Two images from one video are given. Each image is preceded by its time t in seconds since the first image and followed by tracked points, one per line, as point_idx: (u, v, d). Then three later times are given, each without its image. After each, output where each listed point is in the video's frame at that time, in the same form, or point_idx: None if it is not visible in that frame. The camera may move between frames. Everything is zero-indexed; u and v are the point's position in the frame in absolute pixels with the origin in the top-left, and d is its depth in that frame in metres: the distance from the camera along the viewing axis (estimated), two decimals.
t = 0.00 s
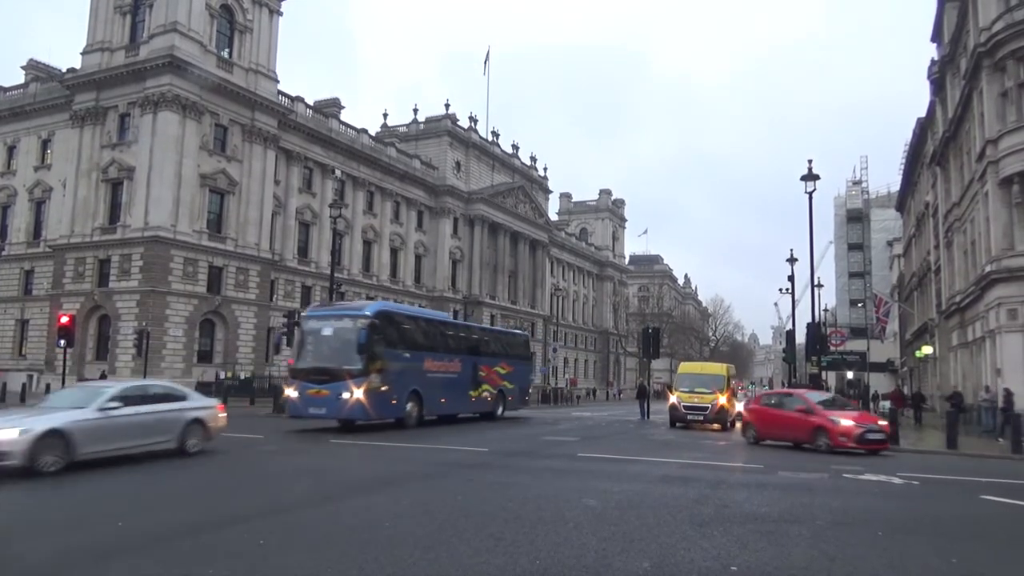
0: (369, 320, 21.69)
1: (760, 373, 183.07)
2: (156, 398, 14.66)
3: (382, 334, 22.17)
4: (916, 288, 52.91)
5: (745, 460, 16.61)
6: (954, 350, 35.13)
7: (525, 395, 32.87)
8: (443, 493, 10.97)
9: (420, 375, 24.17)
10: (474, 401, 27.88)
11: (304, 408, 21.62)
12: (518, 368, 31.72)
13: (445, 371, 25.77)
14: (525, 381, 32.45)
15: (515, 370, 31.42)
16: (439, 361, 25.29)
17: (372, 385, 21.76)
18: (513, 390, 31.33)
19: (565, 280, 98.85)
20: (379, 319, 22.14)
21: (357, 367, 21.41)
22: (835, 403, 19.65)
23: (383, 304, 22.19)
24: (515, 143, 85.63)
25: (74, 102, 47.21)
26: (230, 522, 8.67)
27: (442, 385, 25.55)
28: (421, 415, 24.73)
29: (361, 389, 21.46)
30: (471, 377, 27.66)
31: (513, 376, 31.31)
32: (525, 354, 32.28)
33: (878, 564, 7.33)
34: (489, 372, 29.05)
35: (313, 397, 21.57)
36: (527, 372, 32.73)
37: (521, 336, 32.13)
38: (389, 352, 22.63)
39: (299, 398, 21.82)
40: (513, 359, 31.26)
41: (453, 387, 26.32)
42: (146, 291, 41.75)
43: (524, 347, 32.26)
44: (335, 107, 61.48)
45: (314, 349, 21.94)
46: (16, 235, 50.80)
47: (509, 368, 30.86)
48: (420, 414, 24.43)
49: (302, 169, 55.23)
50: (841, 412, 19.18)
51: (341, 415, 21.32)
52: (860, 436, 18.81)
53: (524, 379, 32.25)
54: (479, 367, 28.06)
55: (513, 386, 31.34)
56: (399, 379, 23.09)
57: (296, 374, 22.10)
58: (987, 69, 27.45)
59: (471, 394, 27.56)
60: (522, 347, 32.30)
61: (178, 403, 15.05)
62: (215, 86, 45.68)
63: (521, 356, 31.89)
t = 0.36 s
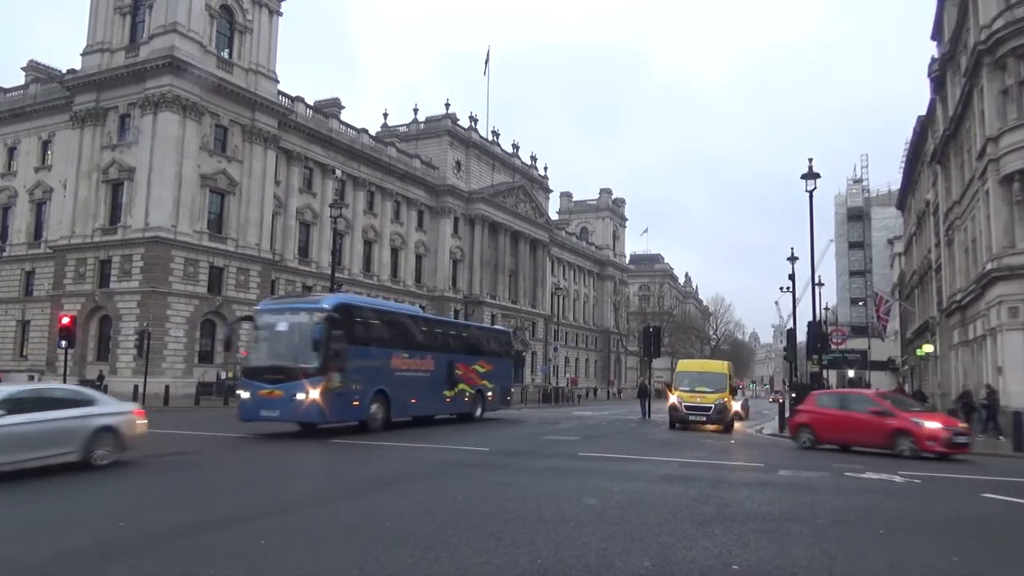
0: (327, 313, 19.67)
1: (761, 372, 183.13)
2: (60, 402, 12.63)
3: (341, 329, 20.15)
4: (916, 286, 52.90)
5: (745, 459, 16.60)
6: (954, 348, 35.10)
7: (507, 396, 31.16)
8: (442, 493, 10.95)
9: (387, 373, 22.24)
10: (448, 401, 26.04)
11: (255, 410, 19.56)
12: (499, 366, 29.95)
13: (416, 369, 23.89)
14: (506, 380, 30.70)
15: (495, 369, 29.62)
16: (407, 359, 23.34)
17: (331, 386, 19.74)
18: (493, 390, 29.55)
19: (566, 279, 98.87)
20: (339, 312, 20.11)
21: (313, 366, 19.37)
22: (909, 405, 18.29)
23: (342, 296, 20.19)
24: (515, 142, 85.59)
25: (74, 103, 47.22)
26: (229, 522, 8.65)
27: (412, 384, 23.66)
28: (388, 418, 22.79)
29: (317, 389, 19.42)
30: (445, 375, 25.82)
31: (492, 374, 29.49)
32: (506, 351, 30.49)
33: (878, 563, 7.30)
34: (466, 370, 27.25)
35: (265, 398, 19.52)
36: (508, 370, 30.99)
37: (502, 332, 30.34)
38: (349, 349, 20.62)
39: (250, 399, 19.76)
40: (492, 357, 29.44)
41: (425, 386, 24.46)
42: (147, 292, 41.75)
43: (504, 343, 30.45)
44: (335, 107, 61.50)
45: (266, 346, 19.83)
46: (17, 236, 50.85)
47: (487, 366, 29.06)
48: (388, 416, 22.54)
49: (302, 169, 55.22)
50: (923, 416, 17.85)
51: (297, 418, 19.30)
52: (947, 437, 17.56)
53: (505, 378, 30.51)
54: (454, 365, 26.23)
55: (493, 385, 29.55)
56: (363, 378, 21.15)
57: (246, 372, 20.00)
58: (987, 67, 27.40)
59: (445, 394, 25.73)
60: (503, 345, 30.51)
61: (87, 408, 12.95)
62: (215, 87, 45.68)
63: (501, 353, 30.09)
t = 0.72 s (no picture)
0: (276, 307, 17.64)
1: (761, 370, 183.21)
2: None
3: (292, 324, 18.13)
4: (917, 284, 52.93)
5: (746, 458, 16.61)
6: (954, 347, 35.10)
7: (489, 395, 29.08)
8: (442, 492, 10.94)
9: (347, 372, 20.15)
10: (420, 402, 23.98)
11: (196, 415, 17.52)
12: (479, 364, 27.81)
13: (382, 367, 21.81)
14: (487, 378, 28.62)
15: (475, 366, 27.51)
16: (372, 356, 21.33)
17: (281, 387, 17.74)
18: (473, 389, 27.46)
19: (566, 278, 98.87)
20: (289, 305, 18.06)
21: (259, 365, 17.36)
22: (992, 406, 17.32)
23: (294, 288, 18.15)
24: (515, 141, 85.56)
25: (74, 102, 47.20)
26: (229, 522, 8.62)
27: (378, 384, 21.58)
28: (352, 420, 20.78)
29: (264, 392, 17.42)
30: (417, 374, 23.74)
31: (471, 371, 27.38)
32: (487, 347, 28.34)
33: (879, 561, 7.31)
34: (442, 368, 25.16)
35: (206, 401, 17.49)
36: (490, 367, 28.88)
37: (483, 326, 28.16)
38: (303, 346, 18.62)
39: (191, 402, 17.71)
40: (472, 353, 27.30)
41: (393, 386, 22.38)
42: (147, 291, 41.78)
43: (486, 338, 28.29)
44: (335, 105, 61.49)
45: (208, 343, 17.78)
46: (16, 236, 50.86)
47: (467, 363, 26.95)
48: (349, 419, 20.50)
49: (303, 168, 55.22)
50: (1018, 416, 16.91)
51: (243, 424, 17.30)
52: None
53: (486, 376, 28.42)
54: (427, 362, 24.13)
55: (473, 384, 27.44)
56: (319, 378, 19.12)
57: (186, 373, 17.95)
58: (987, 65, 27.38)
59: (416, 394, 23.64)
60: (485, 340, 28.38)
61: None
62: (215, 86, 45.67)
63: (482, 349, 27.95)
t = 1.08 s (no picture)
0: (215, 299, 16.09)
1: (762, 366, 183.12)
2: None
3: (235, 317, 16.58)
4: (918, 280, 52.84)
5: (748, 454, 16.64)
6: (956, 342, 35.00)
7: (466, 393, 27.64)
8: (444, 490, 10.94)
9: (301, 369, 18.70)
10: (386, 401, 22.57)
11: (126, 419, 15.88)
12: (454, 361, 26.38)
13: (343, 364, 20.40)
14: (464, 375, 27.20)
15: (449, 363, 26.08)
16: (330, 353, 19.87)
17: (220, 387, 16.13)
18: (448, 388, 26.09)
19: (566, 275, 98.82)
20: (231, 297, 16.51)
21: (195, 364, 15.73)
22: None
23: (234, 279, 16.60)
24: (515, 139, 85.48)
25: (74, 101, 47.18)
26: (229, 521, 8.60)
27: (337, 382, 20.17)
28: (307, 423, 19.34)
29: (201, 393, 15.78)
30: (382, 371, 22.33)
31: (444, 368, 25.87)
32: (463, 343, 26.88)
33: (881, 556, 7.32)
34: (412, 365, 23.76)
35: (138, 404, 15.84)
36: (467, 364, 27.44)
37: (459, 321, 26.68)
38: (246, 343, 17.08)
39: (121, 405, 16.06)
40: (446, 349, 25.87)
41: (355, 385, 20.97)
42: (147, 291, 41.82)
43: (462, 334, 26.82)
44: (334, 104, 61.44)
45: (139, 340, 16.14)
46: (17, 236, 50.88)
47: (440, 360, 25.51)
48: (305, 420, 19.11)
49: (302, 167, 55.19)
50: None
51: (177, 428, 15.68)
52: None
53: (463, 373, 26.99)
54: (394, 359, 22.71)
55: (447, 382, 26.02)
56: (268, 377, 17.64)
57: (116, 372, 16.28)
58: (987, 60, 27.35)
59: (382, 392, 22.24)
60: (461, 336, 26.94)
61: None
62: (214, 85, 45.62)
63: (456, 346, 26.46)
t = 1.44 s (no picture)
0: (140, 288, 14.36)
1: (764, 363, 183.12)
2: None
3: (163, 309, 14.89)
4: (919, 277, 52.80)
5: (749, 452, 16.63)
6: (958, 340, 34.87)
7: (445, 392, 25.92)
8: (444, 487, 10.93)
9: (246, 368, 17.08)
10: (348, 402, 20.95)
11: (40, 424, 14.16)
12: (430, 358, 24.63)
13: (295, 362, 18.80)
14: (442, 373, 25.47)
15: (423, 361, 24.31)
16: (280, 350, 18.23)
17: (146, 387, 14.42)
18: (422, 387, 24.34)
19: (567, 273, 98.82)
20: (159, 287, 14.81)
21: (115, 362, 13.99)
22: None
23: (162, 268, 14.89)
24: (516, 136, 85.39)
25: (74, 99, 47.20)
26: (229, 519, 8.61)
27: (289, 382, 18.58)
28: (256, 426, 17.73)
29: (121, 395, 14.03)
30: (342, 370, 20.68)
31: (417, 366, 24.07)
32: (439, 338, 25.11)
33: (882, 554, 7.33)
34: (378, 363, 22.07)
35: (52, 408, 14.12)
36: (445, 361, 25.69)
37: (434, 314, 24.94)
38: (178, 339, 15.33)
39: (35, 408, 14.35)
40: (419, 345, 24.13)
41: (309, 384, 19.37)
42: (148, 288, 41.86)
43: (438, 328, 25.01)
44: (335, 102, 61.38)
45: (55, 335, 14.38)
46: (17, 234, 50.91)
47: (413, 357, 23.77)
48: (252, 423, 17.49)
49: (303, 165, 55.17)
50: None
51: (97, 433, 14.00)
52: None
53: (440, 371, 25.25)
54: (356, 356, 21.04)
55: (422, 381, 24.27)
56: (206, 377, 15.99)
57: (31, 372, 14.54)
58: (989, 57, 27.28)
59: (342, 392, 20.60)
60: (437, 331, 25.16)
61: None
62: (214, 83, 45.57)
63: (431, 341, 24.63)
